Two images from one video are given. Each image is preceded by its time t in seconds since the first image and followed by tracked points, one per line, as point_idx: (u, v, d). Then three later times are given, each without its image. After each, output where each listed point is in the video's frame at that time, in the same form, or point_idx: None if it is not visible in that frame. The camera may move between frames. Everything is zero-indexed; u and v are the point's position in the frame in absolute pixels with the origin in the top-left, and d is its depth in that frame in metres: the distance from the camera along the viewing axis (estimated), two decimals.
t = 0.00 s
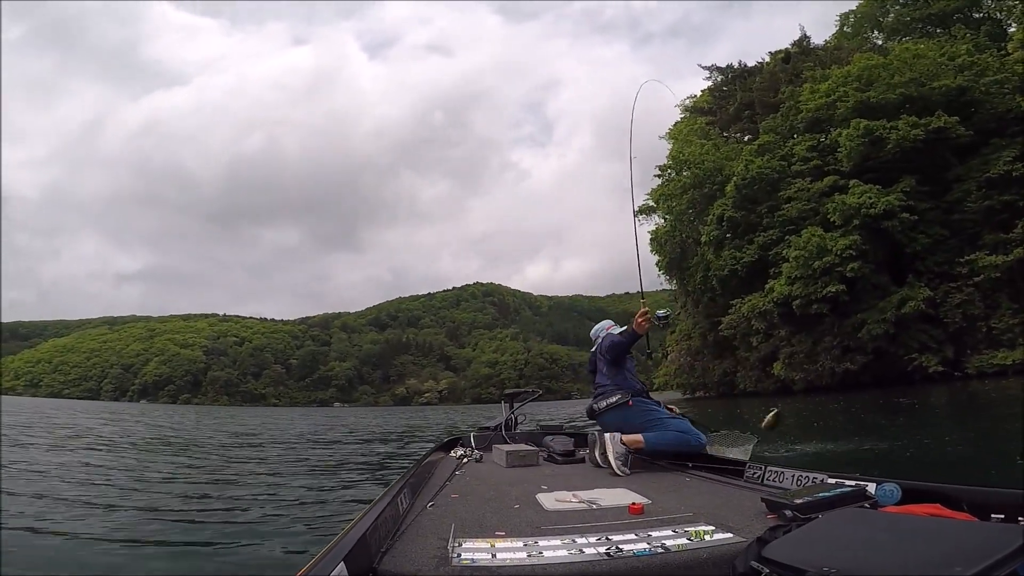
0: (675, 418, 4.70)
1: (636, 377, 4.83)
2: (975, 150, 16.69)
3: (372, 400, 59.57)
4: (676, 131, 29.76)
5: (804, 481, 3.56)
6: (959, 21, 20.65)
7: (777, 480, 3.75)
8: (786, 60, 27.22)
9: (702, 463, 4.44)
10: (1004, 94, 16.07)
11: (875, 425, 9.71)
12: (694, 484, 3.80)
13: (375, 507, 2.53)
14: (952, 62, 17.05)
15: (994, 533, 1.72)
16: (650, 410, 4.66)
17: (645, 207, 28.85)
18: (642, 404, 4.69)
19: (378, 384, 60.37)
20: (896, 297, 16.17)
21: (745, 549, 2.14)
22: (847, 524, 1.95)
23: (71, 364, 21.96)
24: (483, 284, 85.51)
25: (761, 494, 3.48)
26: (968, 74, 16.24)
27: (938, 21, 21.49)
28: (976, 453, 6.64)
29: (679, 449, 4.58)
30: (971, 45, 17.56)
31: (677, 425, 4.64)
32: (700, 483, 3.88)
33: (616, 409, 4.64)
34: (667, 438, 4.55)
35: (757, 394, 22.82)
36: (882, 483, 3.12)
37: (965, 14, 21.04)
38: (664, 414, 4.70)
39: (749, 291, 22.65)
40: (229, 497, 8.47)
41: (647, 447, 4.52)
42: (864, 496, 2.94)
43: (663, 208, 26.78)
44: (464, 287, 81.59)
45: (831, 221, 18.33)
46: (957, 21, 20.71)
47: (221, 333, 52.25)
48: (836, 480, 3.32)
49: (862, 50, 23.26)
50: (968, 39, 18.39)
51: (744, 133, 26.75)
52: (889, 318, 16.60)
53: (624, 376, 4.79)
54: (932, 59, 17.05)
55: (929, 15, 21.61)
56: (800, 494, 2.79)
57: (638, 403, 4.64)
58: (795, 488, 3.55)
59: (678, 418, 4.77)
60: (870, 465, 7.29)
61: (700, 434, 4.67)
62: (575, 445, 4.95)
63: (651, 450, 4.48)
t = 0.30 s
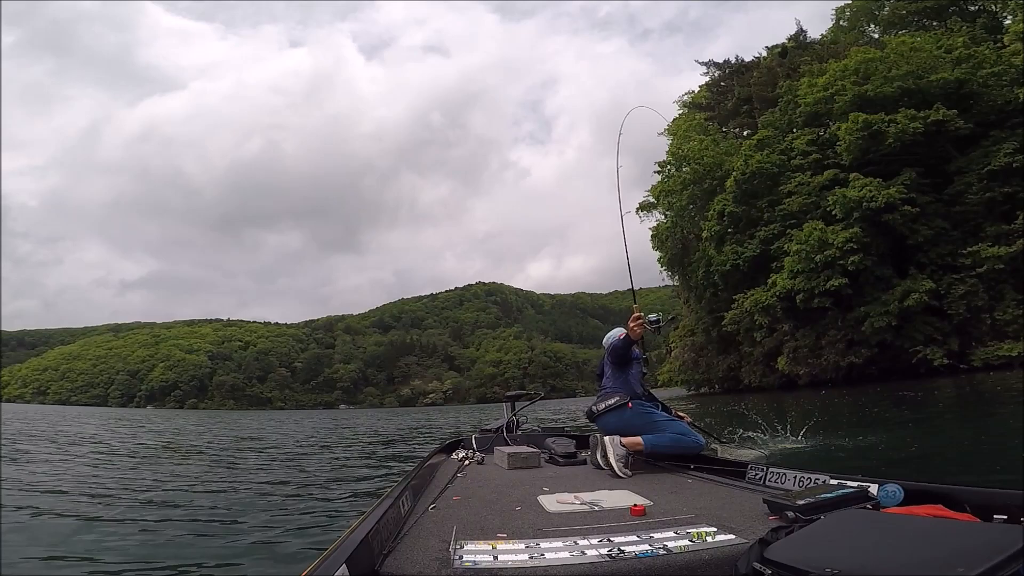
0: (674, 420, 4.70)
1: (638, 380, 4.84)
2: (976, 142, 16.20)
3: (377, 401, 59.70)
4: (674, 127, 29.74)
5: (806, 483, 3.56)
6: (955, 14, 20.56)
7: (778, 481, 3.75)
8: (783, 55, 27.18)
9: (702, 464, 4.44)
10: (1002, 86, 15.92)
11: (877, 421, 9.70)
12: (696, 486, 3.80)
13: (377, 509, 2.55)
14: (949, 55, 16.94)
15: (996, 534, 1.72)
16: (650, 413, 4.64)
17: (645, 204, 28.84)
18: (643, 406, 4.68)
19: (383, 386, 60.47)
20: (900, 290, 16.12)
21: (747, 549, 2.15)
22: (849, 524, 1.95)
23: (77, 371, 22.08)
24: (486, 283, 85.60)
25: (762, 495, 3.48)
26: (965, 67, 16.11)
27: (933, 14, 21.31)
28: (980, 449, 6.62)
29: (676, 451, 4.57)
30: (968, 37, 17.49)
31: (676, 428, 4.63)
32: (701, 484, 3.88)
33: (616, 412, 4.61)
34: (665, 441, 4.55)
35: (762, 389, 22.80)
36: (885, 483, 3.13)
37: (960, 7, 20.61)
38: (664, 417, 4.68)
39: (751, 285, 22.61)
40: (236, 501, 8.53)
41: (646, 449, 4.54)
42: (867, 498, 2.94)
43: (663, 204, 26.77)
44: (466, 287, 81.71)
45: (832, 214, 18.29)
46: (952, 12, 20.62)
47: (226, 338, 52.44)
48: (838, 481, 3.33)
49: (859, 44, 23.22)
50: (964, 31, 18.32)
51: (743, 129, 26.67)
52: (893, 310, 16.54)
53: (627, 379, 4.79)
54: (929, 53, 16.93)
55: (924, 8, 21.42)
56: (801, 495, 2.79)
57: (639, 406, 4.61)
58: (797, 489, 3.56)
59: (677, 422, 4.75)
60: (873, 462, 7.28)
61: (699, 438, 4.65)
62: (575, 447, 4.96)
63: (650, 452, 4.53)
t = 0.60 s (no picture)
0: (674, 420, 4.70)
1: (640, 378, 4.84)
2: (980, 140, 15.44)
3: (380, 399, 59.77)
4: (678, 125, 29.69)
5: (805, 482, 3.56)
6: (960, 13, 20.45)
7: (777, 481, 3.75)
8: (787, 53, 27.09)
9: (702, 464, 4.45)
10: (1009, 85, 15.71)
11: (879, 422, 9.67)
12: (695, 485, 3.80)
13: (376, 508, 2.55)
14: (954, 54, 16.82)
15: (997, 534, 1.72)
16: (651, 411, 4.64)
17: (648, 202, 28.80)
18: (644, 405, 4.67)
19: (385, 383, 60.54)
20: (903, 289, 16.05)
21: (745, 548, 2.15)
22: (849, 524, 1.95)
23: (81, 368, 22.15)
24: (489, 282, 85.62)
25: (761, 494, 3.48)
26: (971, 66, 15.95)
27: (938, 13, 21.17)
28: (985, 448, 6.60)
29: (675, 449, 4.59)
30: (972, 35, 17.39)
31: (676, 427, 4.64)
32: (701, 484, 3.88)
33: (618, 410, 4.60)
34: (665, 439, 4.56)
35: (764, 388, 22.77)
36: (884, 484, 3.17)
37: (964, 6, 20.39)
38: (663, 415, 4.69)
39: (754, 284, 22.56)
40: (238, 498, 8.55)
41: (644, 448, 4.55)
42: (866, 497, 2.92)
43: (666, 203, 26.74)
44: (469, 286, 81.80)
45: (836, 212, 18.24)
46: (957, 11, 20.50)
47: (228, 336, 52.56)
48: (837, 481, 3.35)
49: (863, 43, 23.14)
50: (969, 30, 18.22)
51: (746, 128, 26.58)
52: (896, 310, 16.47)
53: (631, 377, 4.80)
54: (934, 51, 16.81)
55: (928, 7, 21.27)
56: (799, 495, 2.79)
57: (641, 404, 4.60)
58: (795, 488, 3.56)
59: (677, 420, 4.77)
60: (876, 462, 7.26)
61: (697, 437, 4.67)
62: (574, 446, 4.95)
63: (649, 450, 4.53)
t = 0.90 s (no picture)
0: (671, 417, 4.69)
1: (632, 375, 4.79)
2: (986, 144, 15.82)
3: (381, 397, 59.79)
4: (682, 126, 29.66)
5: (805, 479, 3.57)
6: (967, 15, 20.39)
7: (777, 478, 3.76)
8: (793, 54, 27.02)
9: (701, 461, 4.46)
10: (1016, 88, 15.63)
11: (881, 423, 9.65)
12: (695, 482, 3.80)
13: (375, 505, 2.55)
14: (961, 56, 16.76)
15: (996, 531, 1.71)
16: (647, 412, 4.62)
17: (652, 202, 28.77)
18: (639, 405, 4.64)
19: (386, 381, 60.55)
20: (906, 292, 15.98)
21: (745, 546, 2.14)
22: (847, 522, 1.94)
23: (84, 362, 22.23)
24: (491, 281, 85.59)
25: (761, 491, 3.48)
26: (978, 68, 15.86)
27: (945, 15, 21.12)
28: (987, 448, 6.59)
29: (673, 448, 4.59)
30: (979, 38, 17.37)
31: (673, 425, 4.63)
32: (701, 480, 3.87)
33: (613, 415, 4.59)
34: (662, 439, 4.55)
35: (766, 390, 22.74)
36: (884, 480, 3.14)
37: (972, 8, 20.33)
38: (659, 414, 4.67)
39: (757, 286, 22.52)
40: (239, 493, 8.58)
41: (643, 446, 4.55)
42: (866, 494, 2.91)
43: (670, 204, 26.72)
44: (471, 285, 81.84)
45: (840, 215, 18.18)
46: (963, 14, 20.45)
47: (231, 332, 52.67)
48: (837, 477, 3.34)
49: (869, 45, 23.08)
50: (975, 33, 18.17)
51: (751, 129, 26.57)
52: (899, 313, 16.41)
53: (623, 376, 4.74)
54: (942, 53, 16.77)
55: (935, 9, 21.22)
56: (799, 492, 2.79)
57: (635, 407, 4.58)
58: (795, 485, 3.57)
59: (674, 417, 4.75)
60: (878, 463, 7.25)
61: (695, 432, 4.66)
62: (574, 443, 4.96)
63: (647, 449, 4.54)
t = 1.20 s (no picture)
0: (669, 415, 4.66)
1: (627, 373, 4.74)
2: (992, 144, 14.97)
3: (382, 397, 59.80)
4: (686, 128, 29.62)
5: (803, 477, 3.55)
6: (975, 18, 20.30)
7: (776, 476, 3.74)
8: (799, 57, 26.97)
9: (700, 459, 4.43)
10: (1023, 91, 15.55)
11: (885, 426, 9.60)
12: (692, 480, 3.78)
13: (374, 504, 2.54)
14: (968, 59, 16.69)
15: (995, 530, 1.69)
16: (643, 412, 4.60)
17: (656, 204, 28.73)
18: (634, 405, 4.62)
19: (388, 381, 60.52)
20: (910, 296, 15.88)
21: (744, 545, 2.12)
22: (847, 521, 1.92)
23: (87, 359, 22.32)
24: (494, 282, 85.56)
25: (759, 490, 3.46)
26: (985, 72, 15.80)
27: (952, 18, 21.03)
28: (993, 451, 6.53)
29: (672, 447, 4.57)
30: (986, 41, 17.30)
31: (671, 423, 4.61)
32: (700, 479, 3.85)
33: (609, 417, 4.59)
34: (661, 439, 4.54)
35: (769, 394, 22.68)
36: (882, 479, 3.18)
37: (980, 11, 20.27)
38: (657, 412, 4.65)
39: (760, 289, 22.45)
40: (240, 491, 8.57)
41: (642, 445, 4.54)
42: (864, 492, 2.90)
43: (674, 206, 26.69)
44: (474, 286, 81.85)
45: (844, 218, 18.11)
46: (970, 17, 20.38)
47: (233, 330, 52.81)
48: (836, 476, 3.33)
49: (875, 47, 23.02)
50: (983, 36, 18.08)
51: (755, 131, 26.51)
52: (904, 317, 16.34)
53: (616, 375, 4.71)
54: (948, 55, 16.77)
55: (942, 12, 21.12)
56: (797, 490, 2.78)
57: (630, 407, 4.57)
58: (794, 483, 3.54)
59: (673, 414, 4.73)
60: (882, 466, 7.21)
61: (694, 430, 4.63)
62: (573, 442, 4.94)
63: (646, 448, 4.53)
